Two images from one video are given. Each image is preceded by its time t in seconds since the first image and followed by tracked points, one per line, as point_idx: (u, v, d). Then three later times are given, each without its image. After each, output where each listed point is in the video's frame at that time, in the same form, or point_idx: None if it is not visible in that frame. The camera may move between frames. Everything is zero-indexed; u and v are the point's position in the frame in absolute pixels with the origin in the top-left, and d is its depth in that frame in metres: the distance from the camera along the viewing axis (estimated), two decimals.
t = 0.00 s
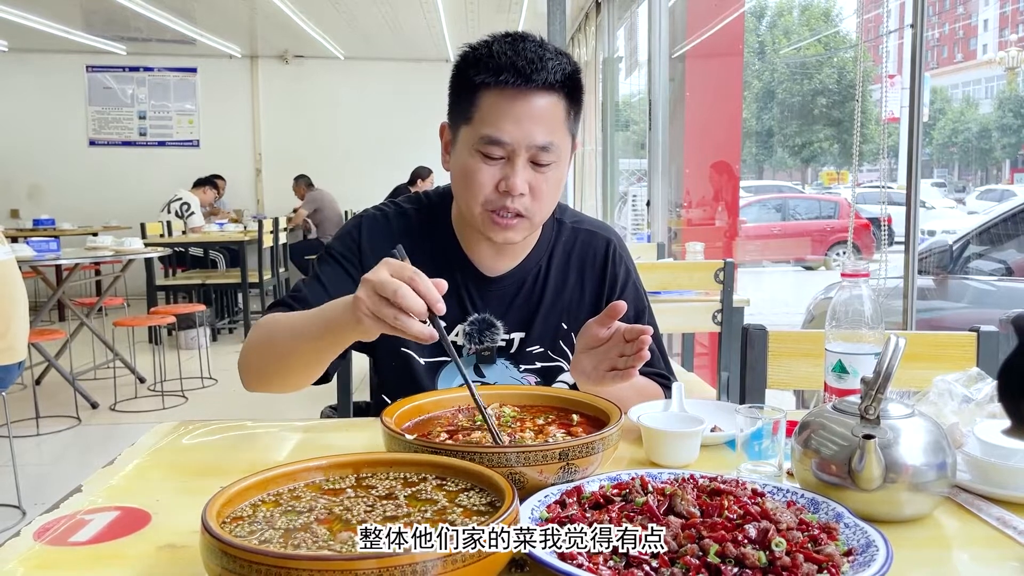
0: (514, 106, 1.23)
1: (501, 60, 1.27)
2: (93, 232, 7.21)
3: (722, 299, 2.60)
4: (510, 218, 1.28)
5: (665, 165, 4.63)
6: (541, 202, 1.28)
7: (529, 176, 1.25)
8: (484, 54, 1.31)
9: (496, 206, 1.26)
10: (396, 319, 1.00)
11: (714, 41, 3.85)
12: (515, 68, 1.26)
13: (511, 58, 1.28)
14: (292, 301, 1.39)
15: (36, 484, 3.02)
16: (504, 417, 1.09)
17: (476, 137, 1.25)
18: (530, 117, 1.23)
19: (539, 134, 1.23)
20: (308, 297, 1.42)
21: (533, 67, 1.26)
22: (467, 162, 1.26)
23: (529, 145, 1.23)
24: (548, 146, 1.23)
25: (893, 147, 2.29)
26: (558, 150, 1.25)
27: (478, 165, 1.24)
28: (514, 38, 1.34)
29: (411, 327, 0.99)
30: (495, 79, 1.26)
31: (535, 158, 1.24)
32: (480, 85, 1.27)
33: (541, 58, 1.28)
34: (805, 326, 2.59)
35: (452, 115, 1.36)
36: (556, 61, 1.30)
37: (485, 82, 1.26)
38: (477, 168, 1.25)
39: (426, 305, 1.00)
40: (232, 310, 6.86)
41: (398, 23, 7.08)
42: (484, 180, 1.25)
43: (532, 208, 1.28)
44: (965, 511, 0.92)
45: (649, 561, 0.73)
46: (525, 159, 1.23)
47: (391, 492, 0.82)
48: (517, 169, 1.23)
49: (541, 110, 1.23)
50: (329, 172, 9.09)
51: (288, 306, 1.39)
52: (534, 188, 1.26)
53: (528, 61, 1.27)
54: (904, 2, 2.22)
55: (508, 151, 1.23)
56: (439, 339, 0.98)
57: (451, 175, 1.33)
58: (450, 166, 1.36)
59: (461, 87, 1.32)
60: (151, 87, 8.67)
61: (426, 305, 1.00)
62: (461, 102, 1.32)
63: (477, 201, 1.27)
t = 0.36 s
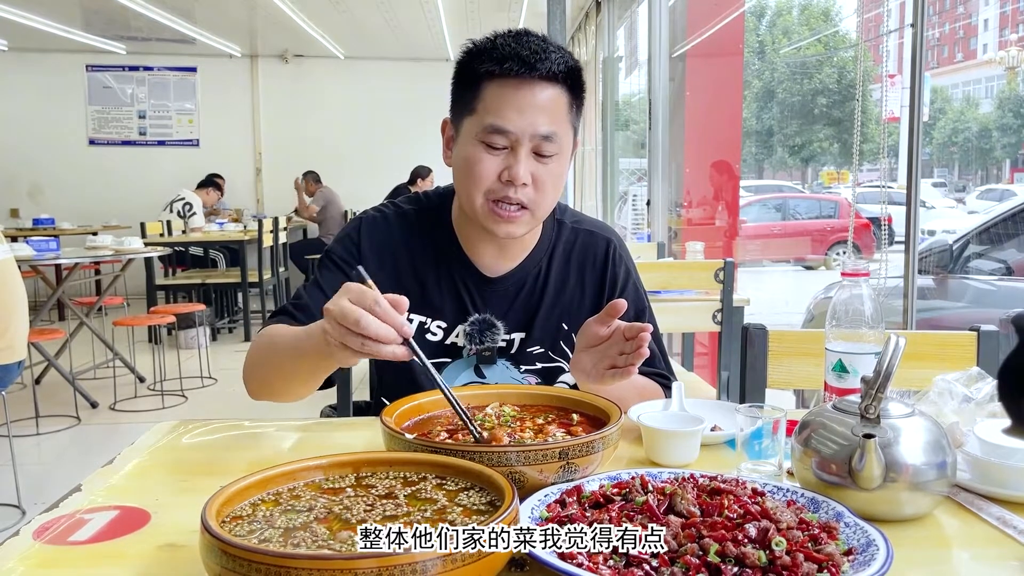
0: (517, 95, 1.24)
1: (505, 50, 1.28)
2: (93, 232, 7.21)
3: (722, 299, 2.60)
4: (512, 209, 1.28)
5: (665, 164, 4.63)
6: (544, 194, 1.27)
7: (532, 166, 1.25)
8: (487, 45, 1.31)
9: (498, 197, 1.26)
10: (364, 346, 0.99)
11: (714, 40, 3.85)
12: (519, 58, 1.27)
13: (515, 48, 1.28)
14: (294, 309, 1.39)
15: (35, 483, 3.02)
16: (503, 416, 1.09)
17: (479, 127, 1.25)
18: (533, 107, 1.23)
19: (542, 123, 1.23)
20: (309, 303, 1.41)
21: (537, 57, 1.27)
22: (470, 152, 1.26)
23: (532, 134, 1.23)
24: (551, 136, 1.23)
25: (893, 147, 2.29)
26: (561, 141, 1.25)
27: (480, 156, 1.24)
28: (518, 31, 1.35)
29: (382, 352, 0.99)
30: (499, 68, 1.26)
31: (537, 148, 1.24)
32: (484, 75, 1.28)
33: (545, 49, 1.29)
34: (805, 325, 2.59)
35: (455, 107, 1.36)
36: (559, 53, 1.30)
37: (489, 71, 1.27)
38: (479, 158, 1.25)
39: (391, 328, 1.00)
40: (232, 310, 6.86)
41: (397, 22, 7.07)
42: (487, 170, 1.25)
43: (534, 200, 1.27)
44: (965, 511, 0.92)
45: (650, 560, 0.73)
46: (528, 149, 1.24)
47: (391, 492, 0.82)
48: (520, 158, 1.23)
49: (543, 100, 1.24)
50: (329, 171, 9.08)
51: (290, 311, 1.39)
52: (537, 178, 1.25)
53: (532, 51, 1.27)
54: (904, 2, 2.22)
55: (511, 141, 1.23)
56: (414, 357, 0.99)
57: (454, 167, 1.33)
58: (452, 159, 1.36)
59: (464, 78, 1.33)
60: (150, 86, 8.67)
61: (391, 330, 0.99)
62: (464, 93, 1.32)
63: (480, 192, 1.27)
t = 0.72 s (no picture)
0: (515, 99, 1.24)
1: (503, 53, 1.28)
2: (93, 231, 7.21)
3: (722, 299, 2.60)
4: (510, 213, 1.28)
5: (665, 163, 4.63)
6: (542, 197, 1.27)
7: (530, 170, 1.25)
8: (484, 48, 1.31)
9: (497, 201, 1.26)
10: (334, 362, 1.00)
11: (714, 40, 3.85)
12: (517, 61, 1.27)
13: (513, 51, 1.28)
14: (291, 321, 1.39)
15: (35, 483, 3.02)
16: (503, 416, 1.09)
17: (477, 130, 1.25)
18: (531, 110, 1.23)
19: (540, 127, 1.23)
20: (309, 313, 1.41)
21: (535, 61, 1.27)
22: (468, 156, 1.26)
23: (530, 138, 1.23)
24: (549, 139, 1.23)
25: (893, 147, 2.29)
26: (559, 144, 1.25)
27: (479, 159, 1.24)
28: (515, 34, 1.35)
29: (351, 364, 1.00)
30: (497, 71, 1.26)
31: (535, 152, 1.24)
32: (481, 79, 1.27)
33: (542, 52, 1.29)
34: (805, 325, 2.59)
35: (452, 110, 1.36)
36: (557, 56, 1.30)
37: (487, 75, 1.27)
38: (477, 163, 1.25)
39: (355, 338, 1.00)
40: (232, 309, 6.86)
41: (397, 22, 7.07)
42: (485, 174, 1.25)
43: (533, 203, 1.27)
44: (964, 510, 0.92)
45: (649, 560, 0.73)
46: (526, 153, 1.24)
47: (390, 492, 0.82)
48: (518, 162, 1.24)
49: (541, 104, 1.24)
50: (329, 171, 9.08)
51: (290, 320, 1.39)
52: (535, 182, 1.26)
53: (530, 54, 1.27)
54: (904, 2, 2.21)
55: (509, 145, 1.23)
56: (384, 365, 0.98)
57: (451, 171, 1.33)
58: (449, 163, 1.36)
59: (462, 81, 1.32)
60: (150, 85, 8.67)
61: (355, 340, 1.00)
62: (462, 98, 1.32)
63: (478, 196, 1.27)
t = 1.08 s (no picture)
0: (503, 87, 1.25)
1: (486, 45, 1.30)
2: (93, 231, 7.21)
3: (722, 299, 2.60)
4: (513, 201, 1.27)
5: (665, 163, 4.63)
6: (542, 183, 1.27)
7: (527, 156, 1.25)
8: (466, 45, 1.33)
9: (498, 191, 1.26)
10: (354, 335, 1.02)
11: (714, 40, 3.85)
12: (501, 51, 1.29)
13: (496, 42, 1.30)
14: (292, 328, 1.39)
15: (35, 482, 3.02)
16: (503, 416, 1.10)
17: (469, 122, 1.26)
18: (521, 96, 1.25)
19: (531, 111, 1.24)
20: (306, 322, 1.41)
21: (518, 48, 1.29)
22: (463, 149, 1.26)
23: (524, 123, 1.24)
24: (542, 121, 1.24)
25: (893, 146, 2.29)
26: (551, 126, 1.26)
27: (474, 151, 1.25)
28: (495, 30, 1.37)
29: (372, 338, 1.01)
30: (482, 62, 1.28)
31: (529, 136, 1.25)
32: (468, 72, 1.29)
33: (525, 40, 1.31)
34: (805, 325, 2.59)
35: (441, 111, 1.36)
36: (539, 43, 1.32)
37: (473, 67, 1.28)
38: (473, 154, 1.25)
39: (381, 313, 1.02)
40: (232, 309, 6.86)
41: (397, 21, 7.08)
42: (483, 165, 1.25)
43: (533, 190, 1.27)
44: (964, 510, 0.92)
45: (649, 560, 0.73)
46: (520, 139, 1.25)
47: (391, 491, 0.82)
48: (514, 149, 1.24)
49: (530, 89, 1.25)
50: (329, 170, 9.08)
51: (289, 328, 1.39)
52: (534, 168, 1.26)
53: (513, 43, 1.29)
54: (903, 1, 2.21)
55: (503, 133, 1.24)
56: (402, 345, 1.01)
57: (447, 168, 1.32)
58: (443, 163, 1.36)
59: (448, 79, 1.34)
60: (150, 85, 8.67)
61: (381, 315, 1.02)
62: (449, 95, 1.33)
63: (478, 188, 1.26)
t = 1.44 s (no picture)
0: (484, 80, 1.25)
1: (466, 40, 1.30)
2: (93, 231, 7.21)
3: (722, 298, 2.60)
4: (503, 193, 1.27)
5: (665, 163, 4.62)
6: (530, 174, 1.27)
7: (514, 147, 1.25)
8: (446, 43, 1.33)
9: (486, 183, 1.26)
10: (350, 318, 1.02)
11: (714, 39, 3.85)
12: (479, 44, 1.29)
13: (475, 36, 1.30)
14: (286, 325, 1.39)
15: (34, 482, 3.02)
16: (503, 415, 1.09)
17: (454, 118, 1.26)
18: (503, 88, 1.25)
19: (514, 103, 1.25)
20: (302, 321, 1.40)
21: (497, 40, 1.28)
22: (449, 144, 1.26)
23: (508, 114, 1.25)
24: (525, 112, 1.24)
25: (893, 146, 2.29)
26: (536, 116, 1.26)
27: (460, 146, 1.25)
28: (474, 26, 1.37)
29: (368, 322, 1.02)
30: (462, 57, 1.28)
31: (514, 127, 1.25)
32: (449, 67, 1.29)
33: (503, 32, 1.31)
34: (805, 325, 2.59)
35: (428, 110, 1.36)
36: (518, 34, 1.32)
37: (453, 62, 1.28)
38: (461, 149, 1.25)
39: (377, 297, 1.02)
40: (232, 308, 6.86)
41: (397, 21, 7.08)
42: (471, 159, 1.25)
43: (523, 180, 1.27)
44: (965, 510, 0.92)
45: (649, 559, 0.73)
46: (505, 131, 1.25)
47: (391, 492, 0.82)
48: (500, 141, 1.24)
49: (511, 80, 1.25)
50: (329, 170, 9.09)
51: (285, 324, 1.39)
52: (522, 159, 1.26)
53: (491, 36, 1.29)
54: (903, 1, 2.21)
55: (487, 126, 1.25)
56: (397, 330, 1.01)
57: (436, 166, 1.33)
58: (432, 161, 1.36)
59: (431, 77, 1.34)
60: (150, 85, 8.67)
61: (377, 299, 1.02)
62: (433, 92, 1.34)
63: (466, 182, 1.26)
